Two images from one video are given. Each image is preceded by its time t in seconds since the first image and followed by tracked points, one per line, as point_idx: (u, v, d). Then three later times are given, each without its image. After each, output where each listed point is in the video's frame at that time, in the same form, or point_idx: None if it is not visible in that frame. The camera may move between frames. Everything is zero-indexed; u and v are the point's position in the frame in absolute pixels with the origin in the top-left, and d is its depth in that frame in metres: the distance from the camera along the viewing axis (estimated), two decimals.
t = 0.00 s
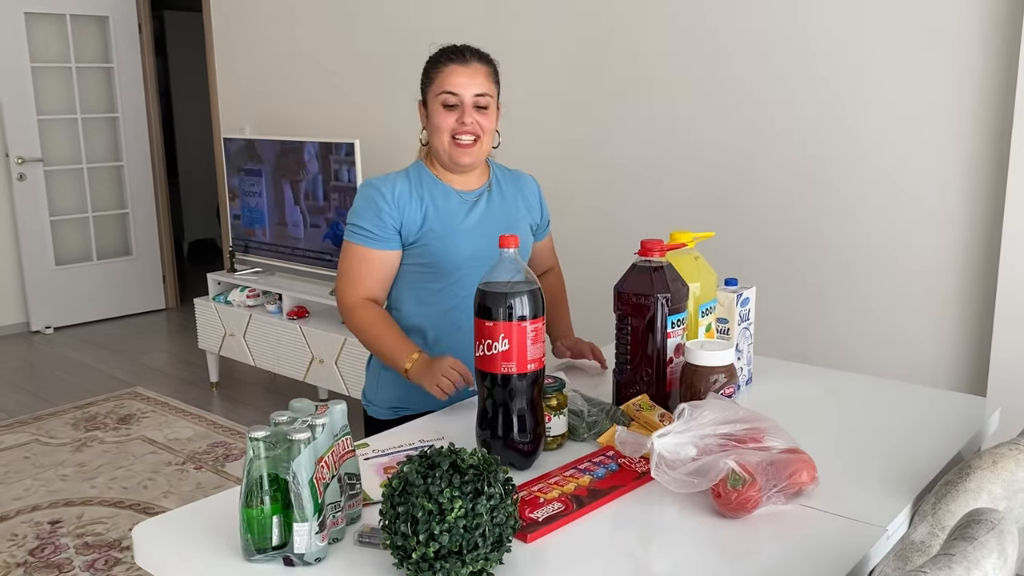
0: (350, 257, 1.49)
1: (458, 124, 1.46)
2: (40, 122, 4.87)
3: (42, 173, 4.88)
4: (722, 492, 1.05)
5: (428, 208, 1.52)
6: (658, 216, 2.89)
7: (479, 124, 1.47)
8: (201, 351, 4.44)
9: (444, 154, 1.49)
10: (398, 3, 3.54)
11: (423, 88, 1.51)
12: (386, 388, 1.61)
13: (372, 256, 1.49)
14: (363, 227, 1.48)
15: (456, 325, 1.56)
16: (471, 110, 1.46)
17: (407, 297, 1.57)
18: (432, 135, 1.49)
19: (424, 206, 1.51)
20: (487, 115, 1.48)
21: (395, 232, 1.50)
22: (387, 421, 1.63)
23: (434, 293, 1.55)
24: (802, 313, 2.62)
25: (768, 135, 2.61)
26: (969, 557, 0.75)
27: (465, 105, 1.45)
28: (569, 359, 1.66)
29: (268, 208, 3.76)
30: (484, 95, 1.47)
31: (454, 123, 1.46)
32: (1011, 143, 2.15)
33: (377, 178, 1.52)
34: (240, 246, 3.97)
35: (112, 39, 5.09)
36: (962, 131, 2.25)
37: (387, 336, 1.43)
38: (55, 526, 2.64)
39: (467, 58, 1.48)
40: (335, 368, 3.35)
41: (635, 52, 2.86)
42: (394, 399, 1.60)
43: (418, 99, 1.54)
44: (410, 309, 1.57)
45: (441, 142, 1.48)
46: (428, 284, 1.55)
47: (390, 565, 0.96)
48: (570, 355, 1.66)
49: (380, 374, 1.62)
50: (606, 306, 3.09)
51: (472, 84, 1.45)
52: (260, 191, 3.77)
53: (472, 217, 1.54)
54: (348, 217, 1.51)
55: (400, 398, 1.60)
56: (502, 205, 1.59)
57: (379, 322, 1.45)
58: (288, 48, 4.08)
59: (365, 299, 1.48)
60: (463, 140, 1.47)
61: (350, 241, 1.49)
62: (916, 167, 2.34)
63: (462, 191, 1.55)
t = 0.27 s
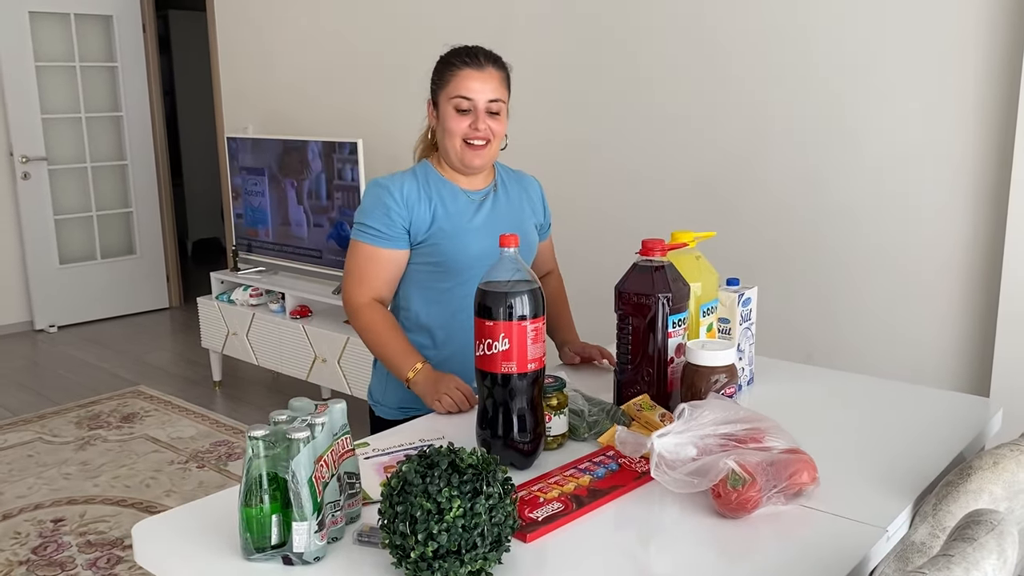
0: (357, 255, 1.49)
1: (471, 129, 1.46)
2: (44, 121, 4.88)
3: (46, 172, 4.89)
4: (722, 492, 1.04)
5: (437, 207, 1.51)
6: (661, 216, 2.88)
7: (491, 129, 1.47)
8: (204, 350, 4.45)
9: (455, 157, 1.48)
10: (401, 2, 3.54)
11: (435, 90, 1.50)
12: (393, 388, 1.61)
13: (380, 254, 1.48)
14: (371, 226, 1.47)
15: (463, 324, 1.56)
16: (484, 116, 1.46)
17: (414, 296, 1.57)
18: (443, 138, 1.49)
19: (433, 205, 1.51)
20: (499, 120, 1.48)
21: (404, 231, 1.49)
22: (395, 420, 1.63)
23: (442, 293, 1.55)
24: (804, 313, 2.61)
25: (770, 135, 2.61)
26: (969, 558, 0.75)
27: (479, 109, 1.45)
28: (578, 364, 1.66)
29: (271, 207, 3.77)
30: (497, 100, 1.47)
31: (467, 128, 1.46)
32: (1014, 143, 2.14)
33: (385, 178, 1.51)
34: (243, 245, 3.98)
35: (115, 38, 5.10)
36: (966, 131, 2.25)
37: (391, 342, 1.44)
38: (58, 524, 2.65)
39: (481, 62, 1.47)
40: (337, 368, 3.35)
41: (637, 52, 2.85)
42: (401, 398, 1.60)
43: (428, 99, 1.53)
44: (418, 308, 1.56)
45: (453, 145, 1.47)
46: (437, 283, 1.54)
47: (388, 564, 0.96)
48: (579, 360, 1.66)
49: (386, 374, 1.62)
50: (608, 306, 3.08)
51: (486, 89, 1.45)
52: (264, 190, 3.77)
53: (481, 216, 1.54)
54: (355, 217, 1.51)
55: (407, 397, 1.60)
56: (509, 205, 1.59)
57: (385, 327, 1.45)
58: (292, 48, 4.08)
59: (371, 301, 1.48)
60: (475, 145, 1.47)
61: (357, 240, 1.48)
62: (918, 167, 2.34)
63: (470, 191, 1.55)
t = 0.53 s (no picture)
0: (361, 250, 1.48)
1: (479, 128, 1.45)
2: (48, 119, 4.89)
3: (49, 169, 4.90)
4: (722, 489, 1.04)
5: (443, 203, 1.51)
6: (663, 213, 2.88)
7: (499, 129, 1.46)
8: (207, 347, 4.45)
9: (461, 155, 1.48)
10: None
11: (443, 86, 1.49)
12: (394, 386, 1.60)
13: (384, 249, 1.48)
14: (375, 221, 1.47)
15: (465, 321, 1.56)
16: (493, 115, 1.46)
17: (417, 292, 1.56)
18: (450, 135, 1.48)
19: (438, 201, 1.51)
20: (507, 119, 1.48)
21: (409, 226, 1.49)
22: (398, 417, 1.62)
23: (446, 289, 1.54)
24: (807, 310, 2.61)
25: (773, 132, 2.60)
26: (970, 555, 0.74)
27: (487, 109, 1.45)
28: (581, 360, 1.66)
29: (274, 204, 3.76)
30: (506, 99, 1.46)
31: (475, 127, 1.45)
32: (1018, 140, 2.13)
33: (390, 173, 1.51)
34: (245, 242, 3.98)
35: (119, 36, 5.10)
36: (970, 127, 2.24)
37: (391, 336, 1.44)
38: (60, 521, 2.65)
39: (492, 60, 1.46)
40: (339, 365, 3.35)
41: (640, 49, 2.85)
42: (403, 396, 1.60)
43: (436, 93, 1.52)
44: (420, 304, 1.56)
45: (460, 143, 1.47)
46: (440, 279, 1.54)
47: (387, 559, 0.96)
48: (582, 356, 1.65)
49: (388, 371, 1.62)
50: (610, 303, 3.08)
51: (495, 89, 1.44)
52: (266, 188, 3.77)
53: (486, 213, 1.54)
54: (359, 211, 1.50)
55: (409, 394, 1.59)
56: (514, 202, 1.58)
57: (386, 322, 1.44)
58: (294, 45, 4.08)
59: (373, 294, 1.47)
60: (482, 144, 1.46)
61: (362, 234, 1.48)
62: (921, 165, 2.33)
63: (475, 187, 1.55)
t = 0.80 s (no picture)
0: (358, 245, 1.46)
1: (479, 125, 1.45)
2: (49, 117, 4.89)
3: (50, 167, 4.90)
4: (721, 487, 1.04)
5: (442, 202, 1.51)
6: (664, 211, 2.88)
7: (499, 126, 1.46)
8: (208, 345, 4.46)
9: (461, 153, 1.48)
10: None
11: (444, 82, 1.49)
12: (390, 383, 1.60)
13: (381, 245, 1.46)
14: (373, 217, 1.45)
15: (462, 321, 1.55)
16: (493, 112, 1.46)
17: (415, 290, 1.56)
18: (450, 132, 1.48)
19: (438, 200, 1.50)
20: (507, 116, 1.48)
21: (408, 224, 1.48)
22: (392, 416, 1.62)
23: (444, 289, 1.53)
24: (807, 309, 2.61)
25: (774, 130, 2.60)
26: (968, 554, 0.74)
27: (487, 105, 1.45)
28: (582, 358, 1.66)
29: (275, 202, 3.77)
30: (507, 97, 1.46)
31: (475, 124, 1.45)
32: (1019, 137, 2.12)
33: (389, 170, 1.50)
34: (246, 240, 3.98)
35: (120, 34, 5.10)
36: (971, 125, 2.23)
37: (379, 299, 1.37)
38: (61, 518, 2.66)
39: (493, 57, 1.46)
40: (340, 363, 3.35)
41: (641, 47, 2.85)
42: (398, 393, 1.59)
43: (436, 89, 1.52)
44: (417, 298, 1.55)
45: (460, 141, 1.47)
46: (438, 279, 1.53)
47: (385, 557, 0.96)
48: (582, 354, 1.65)
49: (384, 370, 1.62)
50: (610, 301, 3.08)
51: (497, 85, 1.44)
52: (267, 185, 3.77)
53: (485, 213, 1.54)
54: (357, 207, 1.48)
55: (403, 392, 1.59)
56: (513, 202, 1.59)
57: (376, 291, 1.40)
58: (295, 43, 4.08)
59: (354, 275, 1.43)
60: (482, 141, 1.46)
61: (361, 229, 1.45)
62: (922, 163, 2.33)
63: (474, 187, 1.55)
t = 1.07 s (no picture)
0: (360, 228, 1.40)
1: (469, 116, 1.45)
2: (49, 115, 4.89)
3: (51, 165, 4.90)
4: (721, 483, 1.04)
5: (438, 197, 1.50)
6: (664, 208, 2.87)
7: (489, 117, 1.46)
8: (209, 343, 4.46)
9: (452, 146, 1.47)
10: None
11: (430, 77, 1.48)
12: (378, 389, 1.58)
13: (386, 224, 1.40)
14: (380, 199, 1.41)
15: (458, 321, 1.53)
16: (482, 102, 1.45)
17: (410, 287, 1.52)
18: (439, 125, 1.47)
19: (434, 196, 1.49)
20: (497, 107, 1.47)
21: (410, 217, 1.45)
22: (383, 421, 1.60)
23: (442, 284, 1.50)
24: (807, 305, 2.61)
25: (775, 127, 2.59)
26: (968, 550, 0.74)
27: (476, 95, 1.44)
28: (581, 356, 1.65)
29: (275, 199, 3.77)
30: (495, 86, 1.46)
31: (466, 115, 1.45)
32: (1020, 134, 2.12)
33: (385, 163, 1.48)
34: (247, 238, 3.98)
35: (120, 31, 5.10)
36: (972, 121, 2.22)
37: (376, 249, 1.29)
38: (62, 516, 2.66)
39: (480, 48, 1.45)
40: (341, 361, 3.35)
41: (641, 44, 2.84)
42: (387, 400, 1.58)
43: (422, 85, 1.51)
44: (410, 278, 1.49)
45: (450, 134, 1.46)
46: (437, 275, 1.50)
47: (384, 554, 0.96)
48: (582, 352, 1.65)
49: (371, 376, 1.60)
50: (611, 298, 3.08)
51: (484, 74, 1.44)
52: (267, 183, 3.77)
53: (479, 211, 1.53)
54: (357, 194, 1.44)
55: (393, 398, 1.57)
56: (506, 202, 1.59)
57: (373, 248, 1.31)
58: (295, 41, 4.08)
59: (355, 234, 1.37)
60: (473, 133, 1.46)
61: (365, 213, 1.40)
62: (923, 159, 2.32)
63: (466, 185, 1.54)
